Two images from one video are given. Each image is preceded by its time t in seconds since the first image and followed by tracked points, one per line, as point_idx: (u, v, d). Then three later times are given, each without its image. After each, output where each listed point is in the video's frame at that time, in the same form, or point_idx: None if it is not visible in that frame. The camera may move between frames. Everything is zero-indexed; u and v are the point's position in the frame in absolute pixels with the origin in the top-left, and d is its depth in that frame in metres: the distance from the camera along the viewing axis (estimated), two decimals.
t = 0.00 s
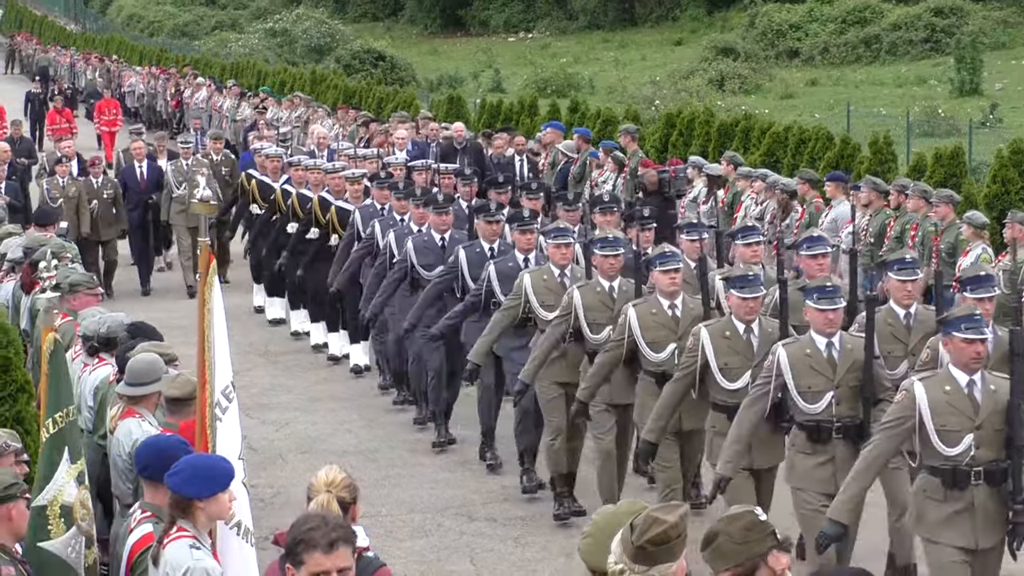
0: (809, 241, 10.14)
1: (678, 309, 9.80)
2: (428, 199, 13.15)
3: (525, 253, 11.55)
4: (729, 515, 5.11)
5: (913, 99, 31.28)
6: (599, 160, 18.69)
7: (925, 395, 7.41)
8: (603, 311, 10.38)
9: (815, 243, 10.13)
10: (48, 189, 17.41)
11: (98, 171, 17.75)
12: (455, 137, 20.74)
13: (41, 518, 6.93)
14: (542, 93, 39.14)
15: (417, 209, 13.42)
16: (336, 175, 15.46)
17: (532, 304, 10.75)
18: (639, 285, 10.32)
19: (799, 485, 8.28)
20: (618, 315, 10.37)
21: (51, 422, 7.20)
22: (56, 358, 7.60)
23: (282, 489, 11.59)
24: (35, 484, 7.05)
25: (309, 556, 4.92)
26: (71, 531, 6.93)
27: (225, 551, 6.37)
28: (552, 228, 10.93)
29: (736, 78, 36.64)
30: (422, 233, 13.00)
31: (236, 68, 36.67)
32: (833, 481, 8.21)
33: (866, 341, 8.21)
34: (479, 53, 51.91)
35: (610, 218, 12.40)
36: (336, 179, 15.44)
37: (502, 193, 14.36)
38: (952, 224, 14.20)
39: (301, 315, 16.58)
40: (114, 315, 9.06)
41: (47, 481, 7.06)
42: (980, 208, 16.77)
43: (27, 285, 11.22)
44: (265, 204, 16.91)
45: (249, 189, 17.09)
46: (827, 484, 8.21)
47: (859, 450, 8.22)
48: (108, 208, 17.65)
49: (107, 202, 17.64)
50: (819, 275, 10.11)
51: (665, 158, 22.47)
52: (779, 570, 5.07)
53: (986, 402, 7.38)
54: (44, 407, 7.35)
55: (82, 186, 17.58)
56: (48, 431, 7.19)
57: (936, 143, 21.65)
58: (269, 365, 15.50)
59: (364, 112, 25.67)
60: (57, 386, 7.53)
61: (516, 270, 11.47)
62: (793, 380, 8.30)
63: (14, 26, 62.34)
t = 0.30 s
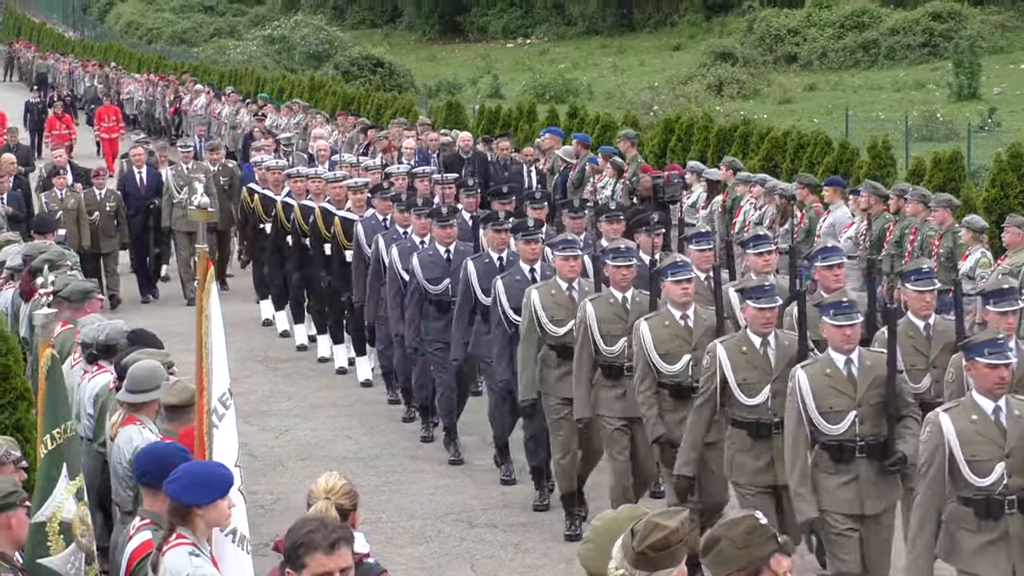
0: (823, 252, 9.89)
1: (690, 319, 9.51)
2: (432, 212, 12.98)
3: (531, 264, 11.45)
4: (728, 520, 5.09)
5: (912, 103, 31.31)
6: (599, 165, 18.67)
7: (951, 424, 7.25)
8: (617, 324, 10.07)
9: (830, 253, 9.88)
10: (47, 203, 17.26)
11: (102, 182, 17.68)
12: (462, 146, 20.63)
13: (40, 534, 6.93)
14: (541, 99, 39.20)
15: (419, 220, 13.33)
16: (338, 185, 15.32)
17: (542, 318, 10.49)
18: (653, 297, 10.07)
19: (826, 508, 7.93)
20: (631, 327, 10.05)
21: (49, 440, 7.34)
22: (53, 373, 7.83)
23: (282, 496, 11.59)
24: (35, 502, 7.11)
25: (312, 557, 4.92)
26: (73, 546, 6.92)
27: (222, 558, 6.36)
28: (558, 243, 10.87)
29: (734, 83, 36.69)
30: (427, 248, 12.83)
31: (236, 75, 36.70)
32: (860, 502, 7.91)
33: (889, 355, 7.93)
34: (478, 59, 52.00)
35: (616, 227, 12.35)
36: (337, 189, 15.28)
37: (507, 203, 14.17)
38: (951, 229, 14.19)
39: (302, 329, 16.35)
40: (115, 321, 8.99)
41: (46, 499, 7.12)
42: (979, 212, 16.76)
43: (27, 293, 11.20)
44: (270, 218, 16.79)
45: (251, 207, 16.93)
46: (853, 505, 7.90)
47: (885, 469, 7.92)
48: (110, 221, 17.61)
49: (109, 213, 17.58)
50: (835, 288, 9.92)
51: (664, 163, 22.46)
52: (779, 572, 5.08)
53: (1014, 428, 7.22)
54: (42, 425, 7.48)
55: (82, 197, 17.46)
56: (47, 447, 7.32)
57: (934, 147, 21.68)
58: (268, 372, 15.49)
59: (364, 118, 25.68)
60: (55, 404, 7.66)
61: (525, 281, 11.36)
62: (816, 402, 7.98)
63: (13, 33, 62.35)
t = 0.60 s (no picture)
0: (844, 256, 9.73)
1: (706, 328, 9.23)
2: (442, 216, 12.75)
3: (539, 272, 11.22)
4: (727, 520, 5.09)
5: (908, 103, 31.34)
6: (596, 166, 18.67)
7: (983, 427, 7.22)
8: (634, 329, 9.89)
9: (852, 258, 9.72)
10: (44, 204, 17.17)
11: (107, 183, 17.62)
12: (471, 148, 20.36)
13: (39, 540, 7.13)
14: (537, 100, 39.24)
15: (426, 223, 13.10)
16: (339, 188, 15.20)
17: (553, 326, 10.35)
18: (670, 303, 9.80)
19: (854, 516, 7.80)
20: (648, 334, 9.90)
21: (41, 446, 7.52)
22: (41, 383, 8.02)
23: (280, 498, 11.58)
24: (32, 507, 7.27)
25: (318, 549, 4.92)
26: (67, 549, 7.05)
27: (220, 560, 6.34)
28: (570, 247, 10.63)
29: (730, 83, 36.72)
30: (435, 250, 12.55)
31: (232, 76, 36.68)
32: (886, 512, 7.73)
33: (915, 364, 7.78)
34: (474, 60, 51.98)
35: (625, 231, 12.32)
36: (339, 193, 15.18)
37: (514, 207, 14.14)
38: (947, 228, 14.24)
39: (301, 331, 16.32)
40: (111, 323, 8.97)
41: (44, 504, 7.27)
42: (975, 211, 16.74)
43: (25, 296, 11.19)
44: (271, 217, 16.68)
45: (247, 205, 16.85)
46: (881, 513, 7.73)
47: (911, 475, 7.70)
48: (114, 223, 17.60)
49: (113, 215, 17.56)
50: (857, 292, 9.70)
51: (660, 164, 22.44)
52: (780, 571, 5.06)
53: None
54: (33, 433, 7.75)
55: (82, 199, 17.45)
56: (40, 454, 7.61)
57: (930, 147, 21.71)
58: (266, 373, 15.49)
59: (360, 120, 25.71)
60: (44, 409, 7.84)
61: (532, 289, 11.13)
62: (843, 408, 7.88)
63: (7, 36, 62.25)
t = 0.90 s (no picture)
0: (868, 262, 9.67)
1: (726, 332, 9.13)
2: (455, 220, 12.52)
3: (554, 273, 11.03)
4: (725, 521, 5.09)
5: (905, 104, 31.38)
6: (593, 168, 18.68)
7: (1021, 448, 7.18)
8: (654, 334, 9.70)
9: (876, 264, 9.65)
10: (50, 210, 17.24)
11: (106, 190, 17.27)
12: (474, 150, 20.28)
13: (38, 544, 6.98)
14: (534, 101, 39.27)
15: (437, 227, 12.87)
16: (344, 191, 15.16)
17: (571, 332, 10.12)
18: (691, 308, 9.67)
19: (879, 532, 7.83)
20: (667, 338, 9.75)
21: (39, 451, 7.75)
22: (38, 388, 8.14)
23: (278, 500, 11.57)
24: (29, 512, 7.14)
25: (315, 544, 4.92)
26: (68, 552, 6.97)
27: (219, 561, 6.32)
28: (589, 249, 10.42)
29: (727, 85, 36.73)
30: (448, 254, 12.26)
31: (228, 79, 36.68)
32: (917, 526, 7.80)
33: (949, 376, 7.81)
34: (471, 62, 51.99)
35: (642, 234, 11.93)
36: (346, 197, 15.11)
37: (526, 210, 14.07)
38: (944, 230, 14.22)
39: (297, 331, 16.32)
40: (107, 325, 8.92)
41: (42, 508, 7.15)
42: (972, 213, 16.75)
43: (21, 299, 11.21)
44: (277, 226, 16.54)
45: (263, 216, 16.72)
46: (912, 528, 7.81)
47: (943, 491, 7.82)
48: (116, 229, 17.26)
49: (115, 221, 17.22)
50: (881, 298, 9.63)
51: (656, 166, 22.43)
52: (778, 572, 5.06)
53: None
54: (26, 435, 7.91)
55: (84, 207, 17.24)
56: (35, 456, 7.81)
57: (927, 149, 21.71)
58: (263, 376, 15.48)
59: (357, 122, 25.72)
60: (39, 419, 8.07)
61: (547, 291, 10.95)
62: (876, 421, 7.87)
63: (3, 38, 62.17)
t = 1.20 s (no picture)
0: (893, 271, 9.43)
1: (751, 348, 9.24)
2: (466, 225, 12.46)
3: (570, 283, 10.83)
4: (728, 522, 5.06)
5: (907, 106, 31.37)
6: (595, 169, 18.72)
7: None
8: (676, 346, 9.75)
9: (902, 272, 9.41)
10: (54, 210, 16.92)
11: (107, 190, 17.18)
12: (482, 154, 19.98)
13: (45, 545, 7.02)
14: (536, 102, 39.26)
15: (451, 232, 12.71)
16: (356, 194, 14.94)
17: (592, 337, 10.06)
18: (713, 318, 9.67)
19: (913, 545, 7.69)
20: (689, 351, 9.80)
21: (47, 452, 7.69)
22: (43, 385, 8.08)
23: (278, 500, 11.57)
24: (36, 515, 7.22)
25: (319, 542, 4.92)
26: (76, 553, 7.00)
27: (221, 561, 6.31)
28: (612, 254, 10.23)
29: (729, 86, 36.70)
30: (463, 258, 12.22)
31: (230, 79, 36.69)
32: (950, 541, 7.61)
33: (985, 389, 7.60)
34: (473, 63, 51.95)
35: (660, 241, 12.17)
36: (356, 200, 14.88)
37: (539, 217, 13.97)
38: (945, 230, 14.19)
39: (319, 340, 15.91)
40: (108, 324, 8.85)
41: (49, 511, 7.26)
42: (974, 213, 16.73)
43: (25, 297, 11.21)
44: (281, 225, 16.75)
45: (277, 223, 16.70)
46: (944, 543, 7.62)
47: (979, 505, 7.62)
48: (119, 229, 17.20)
49: (118, 221, 17.15)
50: (907, 309, 9.49)
51: (658, 167, 22.44)
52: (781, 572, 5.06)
53: None
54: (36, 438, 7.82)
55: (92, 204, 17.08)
56: (45, 460, 7.66)
57: (930, 150, 21.70)
58: (264, 376, 15.47)
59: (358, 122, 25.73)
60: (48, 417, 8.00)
61: (561, 301, 10.77)
62: (906, 430, 7.71)
63: (5, 38, 62.16)
